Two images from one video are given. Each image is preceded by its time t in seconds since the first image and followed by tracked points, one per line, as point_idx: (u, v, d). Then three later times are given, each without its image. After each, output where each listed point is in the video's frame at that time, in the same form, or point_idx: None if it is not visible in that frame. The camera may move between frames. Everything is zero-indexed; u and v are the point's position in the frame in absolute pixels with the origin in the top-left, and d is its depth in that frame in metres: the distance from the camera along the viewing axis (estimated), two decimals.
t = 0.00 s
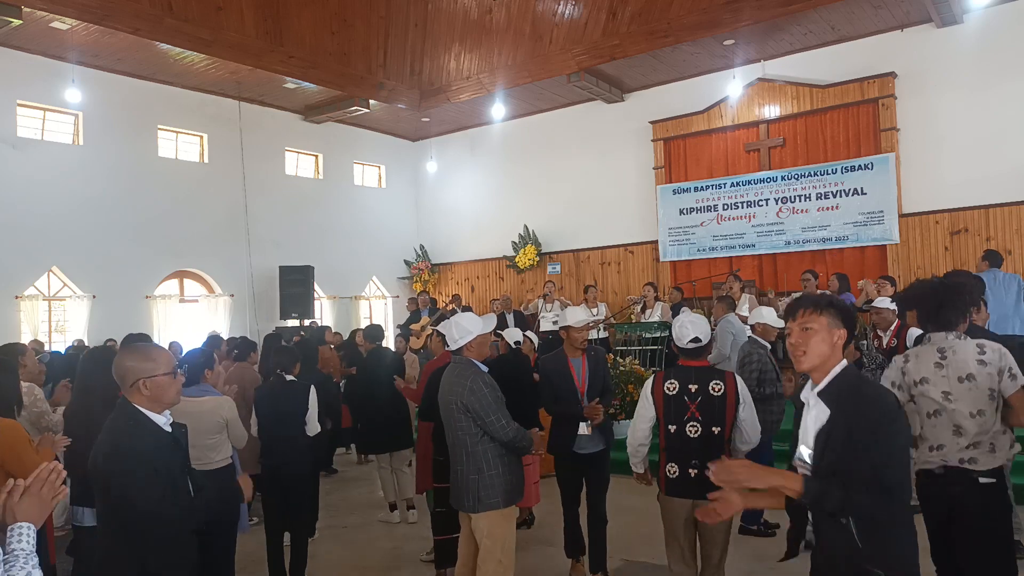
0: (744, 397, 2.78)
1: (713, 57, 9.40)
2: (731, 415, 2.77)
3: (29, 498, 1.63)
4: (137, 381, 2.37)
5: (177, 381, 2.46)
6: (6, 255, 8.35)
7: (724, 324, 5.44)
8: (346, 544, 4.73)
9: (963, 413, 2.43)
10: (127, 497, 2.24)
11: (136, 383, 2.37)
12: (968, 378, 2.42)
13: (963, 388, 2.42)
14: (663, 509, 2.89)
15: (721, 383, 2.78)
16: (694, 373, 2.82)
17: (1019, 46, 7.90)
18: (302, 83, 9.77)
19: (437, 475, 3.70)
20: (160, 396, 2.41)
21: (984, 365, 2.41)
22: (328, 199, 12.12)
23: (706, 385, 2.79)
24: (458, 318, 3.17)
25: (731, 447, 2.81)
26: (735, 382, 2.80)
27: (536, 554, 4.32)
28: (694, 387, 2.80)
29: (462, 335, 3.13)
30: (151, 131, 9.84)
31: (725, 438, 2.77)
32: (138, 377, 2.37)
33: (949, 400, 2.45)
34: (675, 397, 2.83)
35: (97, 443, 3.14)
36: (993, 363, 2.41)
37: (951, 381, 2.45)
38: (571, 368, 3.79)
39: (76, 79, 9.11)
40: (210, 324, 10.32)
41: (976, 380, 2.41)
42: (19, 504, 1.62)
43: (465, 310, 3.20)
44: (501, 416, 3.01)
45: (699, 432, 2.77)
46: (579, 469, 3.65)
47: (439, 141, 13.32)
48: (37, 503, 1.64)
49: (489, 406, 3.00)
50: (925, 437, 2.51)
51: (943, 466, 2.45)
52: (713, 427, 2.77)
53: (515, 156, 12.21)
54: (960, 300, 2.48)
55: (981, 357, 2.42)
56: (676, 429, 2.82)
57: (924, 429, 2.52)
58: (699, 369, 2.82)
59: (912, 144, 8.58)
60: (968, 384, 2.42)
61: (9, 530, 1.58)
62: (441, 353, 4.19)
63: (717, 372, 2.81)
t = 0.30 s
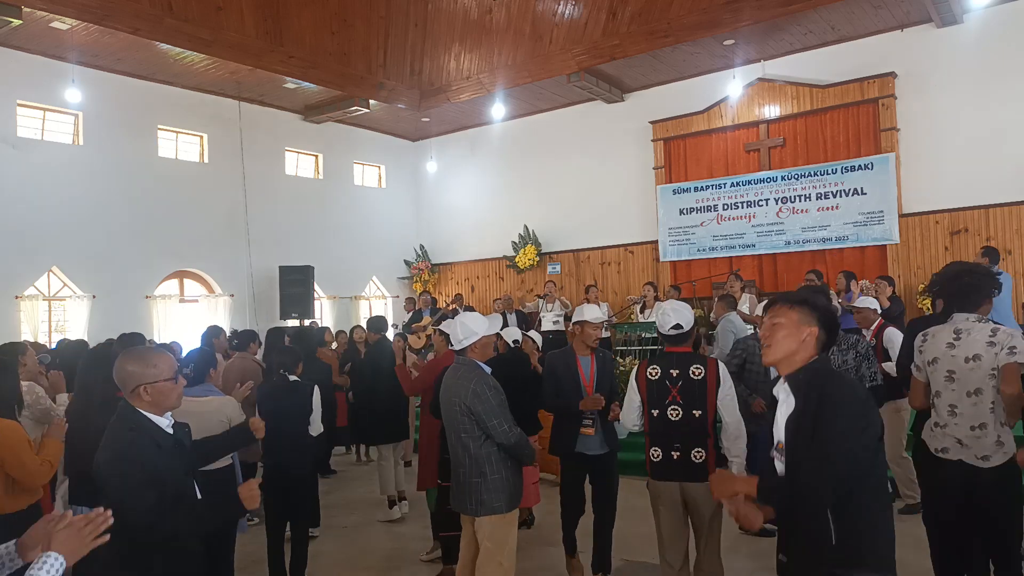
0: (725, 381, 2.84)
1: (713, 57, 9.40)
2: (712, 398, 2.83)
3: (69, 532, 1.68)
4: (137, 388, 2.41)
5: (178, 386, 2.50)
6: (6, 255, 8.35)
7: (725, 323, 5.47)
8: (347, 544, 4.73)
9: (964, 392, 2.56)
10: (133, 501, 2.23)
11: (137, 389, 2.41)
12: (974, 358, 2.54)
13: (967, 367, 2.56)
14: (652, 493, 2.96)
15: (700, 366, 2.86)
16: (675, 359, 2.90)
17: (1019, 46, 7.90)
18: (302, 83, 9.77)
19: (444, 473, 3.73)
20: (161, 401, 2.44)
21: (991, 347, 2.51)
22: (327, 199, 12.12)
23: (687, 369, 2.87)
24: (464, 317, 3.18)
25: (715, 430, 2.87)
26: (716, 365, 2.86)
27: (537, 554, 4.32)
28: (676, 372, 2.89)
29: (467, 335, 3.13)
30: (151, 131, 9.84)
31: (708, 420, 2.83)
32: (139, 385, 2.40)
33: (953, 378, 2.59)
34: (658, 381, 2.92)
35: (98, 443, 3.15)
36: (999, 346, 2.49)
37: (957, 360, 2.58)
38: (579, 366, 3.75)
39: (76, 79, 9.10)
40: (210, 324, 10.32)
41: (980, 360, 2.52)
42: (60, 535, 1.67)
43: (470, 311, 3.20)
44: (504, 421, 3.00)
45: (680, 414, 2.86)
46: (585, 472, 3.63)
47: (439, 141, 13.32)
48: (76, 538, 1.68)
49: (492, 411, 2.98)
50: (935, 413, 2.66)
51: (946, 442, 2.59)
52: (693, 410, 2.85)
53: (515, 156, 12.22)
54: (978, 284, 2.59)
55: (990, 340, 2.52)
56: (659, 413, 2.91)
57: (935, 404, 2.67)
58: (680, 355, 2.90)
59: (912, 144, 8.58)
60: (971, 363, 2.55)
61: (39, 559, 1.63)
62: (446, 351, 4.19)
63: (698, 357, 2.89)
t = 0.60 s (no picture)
0: (704, 402, 2.79)
1: (712, 57, 9.40)
2: (688, 418, 2.82)
3: (47, 515, 1.65)
4: (143, 381, 2.36)
5: (184, 383, 2.45)
6: (7, 255, 8.36)
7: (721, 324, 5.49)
8: (347, 544, 4.73)
9: (984, 404, 2.53)
10: (146, 493, 2.28)
11: (143, 382, 2.36)
12: (995, 371, 2.51)
13: (989, 379, 2.52)
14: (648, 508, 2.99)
15: (679, 386, 2.84)
16: (657, 377, 2.92)
17: (1019, 46, 7.89)
18: (302, 83, 9.76)
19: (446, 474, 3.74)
20: (167, 396, 2.40)
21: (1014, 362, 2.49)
22: (327, 199, 12.11)
23: (665, 388, 2.88)
24: (472, 318, 3.18)
25: (698, 450, 2.84)
26: (694, 386, 2.82)
27: (537, 554, 4.32)
28: (656, 391, 2.90)
29: (473, 335, 3.13)
30: (151, 131, 9.84)
31: (685, 440, 2.83)
32: (144, 377, 2.36)
33: (975, 390, 2.55)
34: (639, 399, 2.96)
35: (100, 444, 3.15)
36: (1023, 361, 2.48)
37: (979, 371, 2.54)
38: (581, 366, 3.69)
39: (76, 79, 9.11)
40: (210, 324, 10.32)
41: (1003, 374, 2.49)
42: (38, 520, 1.63)
43: (479, 312, 3.20)
44: (505, 425, 3.00)
45: (658, 433, 2.88)
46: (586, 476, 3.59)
47: (439, 141, 13.32)
48: (55, 520, 1.65)
49: (493, 414, 2.99)
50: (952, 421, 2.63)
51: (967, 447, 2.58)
52: (670, 428, 2.85)
53: (515, 156, 12.22)
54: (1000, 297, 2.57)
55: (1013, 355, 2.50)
56: (641, 431, 2.95)
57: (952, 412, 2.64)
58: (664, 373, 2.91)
59: (912, 144, 8.58)
60: (992, 376, 2.51)
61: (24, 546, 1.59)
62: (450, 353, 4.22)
63: (678, 376, 2.87)
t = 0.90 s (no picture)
0: (690, 406, 2.78)
1: (713, 57, 9.40)
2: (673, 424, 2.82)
3: (65, 535, 1.54)
4: (155, 372, 2.41)
5: (196, 377, 2.50)
6: (7, 255, 8.37)
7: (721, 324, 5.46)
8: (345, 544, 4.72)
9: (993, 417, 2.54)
10: (147, 489, 2.27)
11: (155, 373, 2.42)
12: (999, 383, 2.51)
13: (993, 392, 2.52)
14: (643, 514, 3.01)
15: (665, 391, 2.85)
16: (648, 382, 2.93)
17: (1019, 46, 7.89)
18: (302, 83, 9.77)
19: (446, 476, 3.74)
20: (178, 389, 2.45)
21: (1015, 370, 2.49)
22: (327, 199, 12.12)
23: (653, 393, 2.89)
24: (471, 319, 3.19)
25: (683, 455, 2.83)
26: (681, 390, 2.82)
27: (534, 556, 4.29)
28: (645, 395, 2.92)
29: (472, 337, 3.14)
30: (151, 131, 9.84)
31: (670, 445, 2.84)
32: (156, 368, 2.41)
33: (982, 405, 2.56)
34: (631, 403, 2.98)
35: (99, 443, 3.15)
36: None
37: (983, 385, 2.55)
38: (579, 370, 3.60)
39: (76, 79, 9.11)
40: (210, 324, 10.33)
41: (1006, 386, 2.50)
42: (54, 539, 1.52)
43: (478, 313, 3.20)
44: (505, 427, 2.99)
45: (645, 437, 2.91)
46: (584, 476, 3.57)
47: (439, 141, 13.33)
48: (73, 541, 1.53)
49: (492, 416, 2.98)
50: (963, 438, 2.64)
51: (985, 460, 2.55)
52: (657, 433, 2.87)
53: (515, 156, 12.22)
54: (989, 309, 2.62)
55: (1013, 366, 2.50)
56: (631, 435, 2.99)
57: (960, 429, 2.64)
58: (654, 378, 2.92)
59: (912, 145, 8.58)
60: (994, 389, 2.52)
61: (35, 566, 1.47)
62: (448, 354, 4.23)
63: (666, 381, 2.88)
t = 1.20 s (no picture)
0: (669, 391, 2.90)
1: (712, 57, 9.40)
2: (656, 404, 2.94)
3: (105, 507, 1.58)
4: (167, 367, 2.42)
5: (207, 372, 2.50)
6: (7, 255, 8.36)
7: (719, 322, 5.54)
8: (344, 544, 4.72)
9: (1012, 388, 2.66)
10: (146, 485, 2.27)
11: (166, 368, 2.42)
12: None
13: (1018, 364, 2.65)
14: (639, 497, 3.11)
15: (650, 373, 2.98)
16: (638, 366, 3.07)
17: (1019, 46, 7.89)
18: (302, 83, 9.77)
19: (442, 478, 3.75)
20: (187, 383, 2.45)
21: None
22: (327, 199, 12.12)
23: (640, 375, 3.03)
24: (469, 320, 3.19)
25: (667, 435, 2.95)
26: (663, 372, 2.94)
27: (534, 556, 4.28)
28: (634, 377, 3.07)
29: (469, 337, 3.13)
30: (151, 131, 9.84)
31: (654, 425, 2.96)
32: (167, 363, 2.42)
33: (1005, 375, 2.66)
34: (624, 386, 3.14)
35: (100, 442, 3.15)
36: None
37: (1008, 357, 2.66)
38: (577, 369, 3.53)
39: (76, 79, 9.11)
40: (210, 324, 10.33)
41: None
42: (96, 511, 1.57)
43: (476, 313, 3.20)
44: (503, 429, 2.98)
45: (634, 418, 3.05)
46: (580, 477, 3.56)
47: (439, 141, 13.32)
48: (112, 513, 1.58)
49: (490, 417, 2.97)
50: (979, 408, 2.69)
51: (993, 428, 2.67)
52: (643, 414, 3.00)
53: (515, 156, 12.22)
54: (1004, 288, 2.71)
55: None
56: (624, 417, 3.13)
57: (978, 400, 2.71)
58: (643, 361, 3.05)
59: (912, 145, 8.58)
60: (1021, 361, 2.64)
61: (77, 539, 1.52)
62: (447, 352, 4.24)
63: (650, 364, 3.01)
